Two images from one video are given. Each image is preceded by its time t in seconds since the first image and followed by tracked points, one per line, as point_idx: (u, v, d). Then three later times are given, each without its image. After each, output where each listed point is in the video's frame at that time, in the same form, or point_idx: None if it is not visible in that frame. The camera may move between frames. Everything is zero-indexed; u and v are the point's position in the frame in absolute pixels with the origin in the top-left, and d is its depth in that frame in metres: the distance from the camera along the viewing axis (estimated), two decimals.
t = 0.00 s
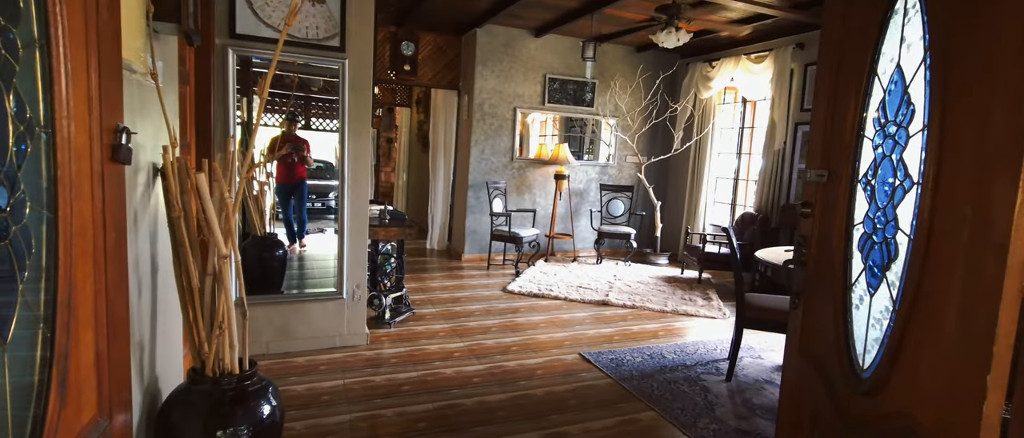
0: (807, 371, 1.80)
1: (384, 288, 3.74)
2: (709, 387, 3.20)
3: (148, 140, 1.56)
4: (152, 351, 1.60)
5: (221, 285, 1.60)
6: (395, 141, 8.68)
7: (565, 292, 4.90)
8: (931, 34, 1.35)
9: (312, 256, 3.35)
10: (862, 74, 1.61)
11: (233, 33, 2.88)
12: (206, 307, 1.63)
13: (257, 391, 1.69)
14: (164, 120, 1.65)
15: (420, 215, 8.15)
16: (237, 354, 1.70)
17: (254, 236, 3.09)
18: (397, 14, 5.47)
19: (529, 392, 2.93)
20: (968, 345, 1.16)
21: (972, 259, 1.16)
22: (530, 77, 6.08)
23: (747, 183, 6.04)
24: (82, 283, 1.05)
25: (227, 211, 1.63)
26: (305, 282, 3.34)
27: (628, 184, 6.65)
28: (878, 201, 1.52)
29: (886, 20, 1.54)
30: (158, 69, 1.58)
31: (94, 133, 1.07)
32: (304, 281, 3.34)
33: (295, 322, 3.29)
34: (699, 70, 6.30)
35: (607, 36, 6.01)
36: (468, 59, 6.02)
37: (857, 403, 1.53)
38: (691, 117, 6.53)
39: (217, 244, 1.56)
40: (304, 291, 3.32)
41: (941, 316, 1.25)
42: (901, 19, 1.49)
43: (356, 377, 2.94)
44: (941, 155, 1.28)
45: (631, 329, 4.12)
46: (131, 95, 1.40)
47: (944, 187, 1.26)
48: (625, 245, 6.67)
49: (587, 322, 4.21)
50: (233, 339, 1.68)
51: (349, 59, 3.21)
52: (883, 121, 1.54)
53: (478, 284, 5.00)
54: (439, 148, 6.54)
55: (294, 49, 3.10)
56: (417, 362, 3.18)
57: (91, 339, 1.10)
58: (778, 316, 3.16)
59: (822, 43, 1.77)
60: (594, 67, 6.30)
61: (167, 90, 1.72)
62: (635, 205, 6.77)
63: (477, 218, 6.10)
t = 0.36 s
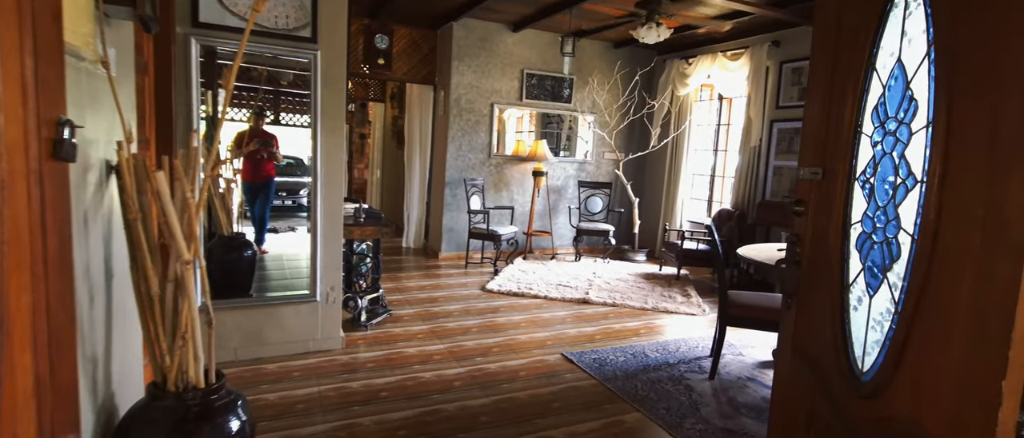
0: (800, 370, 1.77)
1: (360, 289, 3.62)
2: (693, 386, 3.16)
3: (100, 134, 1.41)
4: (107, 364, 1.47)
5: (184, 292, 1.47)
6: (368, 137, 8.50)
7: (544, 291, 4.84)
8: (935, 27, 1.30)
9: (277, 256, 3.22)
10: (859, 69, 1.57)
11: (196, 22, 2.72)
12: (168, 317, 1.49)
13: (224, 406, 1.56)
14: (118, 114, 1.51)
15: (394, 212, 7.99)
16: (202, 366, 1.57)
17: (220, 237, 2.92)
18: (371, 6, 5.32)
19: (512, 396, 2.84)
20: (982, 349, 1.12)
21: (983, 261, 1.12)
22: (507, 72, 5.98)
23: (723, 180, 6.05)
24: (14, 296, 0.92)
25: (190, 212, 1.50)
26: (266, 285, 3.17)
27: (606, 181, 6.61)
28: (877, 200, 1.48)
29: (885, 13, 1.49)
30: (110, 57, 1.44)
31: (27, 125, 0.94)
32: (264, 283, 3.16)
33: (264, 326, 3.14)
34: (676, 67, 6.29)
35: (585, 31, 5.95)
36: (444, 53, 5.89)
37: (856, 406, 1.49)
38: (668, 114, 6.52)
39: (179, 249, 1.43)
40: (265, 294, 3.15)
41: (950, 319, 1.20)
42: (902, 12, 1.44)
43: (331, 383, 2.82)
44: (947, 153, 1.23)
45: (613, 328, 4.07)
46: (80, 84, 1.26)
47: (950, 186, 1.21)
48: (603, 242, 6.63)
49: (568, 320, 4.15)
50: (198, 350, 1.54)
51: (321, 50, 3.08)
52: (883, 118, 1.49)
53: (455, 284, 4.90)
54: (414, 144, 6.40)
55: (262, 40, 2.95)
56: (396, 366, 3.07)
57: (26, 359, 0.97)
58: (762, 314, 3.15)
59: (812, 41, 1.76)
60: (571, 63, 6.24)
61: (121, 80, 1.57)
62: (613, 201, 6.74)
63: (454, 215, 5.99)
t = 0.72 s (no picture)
0: (800, 376, 1.71)
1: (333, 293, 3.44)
2: (679, 389, 3.08)
3: (32, 130, 1.25)
4: (42, 390, 1.30)
5: (131, 307, 1.31)
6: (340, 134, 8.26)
7: (524, 292, 4.72)
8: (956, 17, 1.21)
9: (243, 259, 3.02)
10: (868, 63, 1.49)
11: (150, 8, 2.52)
12: (114, 335, 1.34)
13: (181, 432, 1.40)
14: (52, 108, 1.34)
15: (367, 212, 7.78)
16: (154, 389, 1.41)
17: (183, 239, 2.79)
18: None
19: (494, 405, 2.72)
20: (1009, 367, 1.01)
21: (1011, 269, 1.02)
22: (484, 68, 5.84)
23: (701, 178, 6.01)
24: None
25: (138, 218, 1.34)
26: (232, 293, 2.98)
27: (584, 179, 6.53)
28: (889, 202, 1.40)
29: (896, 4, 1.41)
30: (42, 43, 1.27)
31: None
32: (230, 291, 2.97)
33: (231, 336, 2.96)
34: (654, 64, 6.22)
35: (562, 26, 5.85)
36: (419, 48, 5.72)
37: (865, 419, 1.40)
38: (646, 111, 6.46)
39: (126, 260, 1.28)
40: (231, 303, 2.96)
41: (973, 332, 1.10)
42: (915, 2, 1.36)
43: (302, 396, 2.65)
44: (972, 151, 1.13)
45: (595, 330, 3.98)
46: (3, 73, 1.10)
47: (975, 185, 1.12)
48: (581, 241, 6.55)
49: (549, 323, 4.04)
50: (150, 371, 1.39)
51: (289, 41, 2.90)
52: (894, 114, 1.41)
53: (432, 285, 4.75)
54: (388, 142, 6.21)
55: (224, 29, 2.76)
56: (371, 376, 2.92)
57: None
58: (745, 314, 3.10)
59: (812, 38, 1.73)
60: (549, 60, 6.13)
61: (57, 70, 1.40)
62: (591, 200, 6.66)
63: (430, 215, 5.83)
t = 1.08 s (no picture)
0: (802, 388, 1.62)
1: (307, 298, 3.28)
2: (666, 393, 3.02)
3: None
4: None
5: (75, 325, 1.27)
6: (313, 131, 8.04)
7: (505, 293, 4.61)
8: (971, 10, 1.16)
9: (212, 262, 2.87)
10: (872, 57, 1.42)
11: None
12: (57, 355, 1.29)
13: None
14: None
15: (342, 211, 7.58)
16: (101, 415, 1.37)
17: (144, 242, 2.66)
18: None
19: (478, 414, 2.61)
20: None
21: None
22: (462, 64, 5.71)
23: (680, 176, 5.97)
24: None
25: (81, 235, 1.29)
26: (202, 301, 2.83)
27: (564, 177, 6.45)
28: (896, 203, 1.38)
29: None
30: None
31: None
32: (200, 299, 2.82)
33: (201, 345, 2.80)
34: (633, 62, 6.15)
35: (542, 22, 5.76)
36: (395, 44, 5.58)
37: (872, 431, 1.37)
38: (626, 109, 6.40)
39: (66, 277, 1.23)
40: (201, 310, 2.81)
41: (997, 342, 1.05)
42: None
43: (274, 410, 2.51)
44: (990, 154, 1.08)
45: (579, 332, 3.89)
46: None
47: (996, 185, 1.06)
48: (561, 240, 6.47)
49: (531, 325, 3.94)
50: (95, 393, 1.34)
51: (257, 34, 2.74)
52: (902, 113, 1.37)
53: (411, 288, 4.61)
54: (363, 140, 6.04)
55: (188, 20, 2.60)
56: (348, 386, 2.78)
57: None
58: (729, 315, 3.06)
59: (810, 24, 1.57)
60: (528, 57, 6.03)
61: None
62: (572, 198, 6.59)
63: (408, 215, 5.69)
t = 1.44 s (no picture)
0: (804, 395, 1.56)
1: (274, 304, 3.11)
2: (652, 395, 2.95)
3: None
4: None
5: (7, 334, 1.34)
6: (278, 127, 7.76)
7: (482, 294, 4.49)
8: None
9: (170, 266, 2.67)
10: (884, 46, 1.34)
11: None
12: None
13: None
14: None
15: (310, 210, 7.33)
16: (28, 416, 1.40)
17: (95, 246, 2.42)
18: None
19: (459, 424, 2.48)
20: None
21: None
22: (435, 58, 5.55)
23: (657, 173, 5.92)
24: None
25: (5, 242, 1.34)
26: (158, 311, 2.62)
27: (539, 174, 6.34)
28: (912, 203, 1.33)
29: None
30: None
31: None
32: (155, 308, 2.61)
33: (155, 357, 2.60)
34: (609, 58, 6.08)
35: (518, 15, 5.63)
36: (364, 36, 5.38)
37: None
38: (601, 105, 6.32)
39: None
40: (157, 321, 2.60)
41: None
42: None
43: (238, 427, 2.34)
44: None
45: (559, 333, 3.80)
46: None
47: None
48: (538, 238, 6.37)
49: (510, 327, 3.83)
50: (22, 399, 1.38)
51: (216, 21, 2.55)
52: (918, 106, 1.31)
53: (384, 290, 4.44)
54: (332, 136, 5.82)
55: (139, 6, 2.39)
56: (319, 397, 2.62)
57: None
58: (715, 315, 3.04)
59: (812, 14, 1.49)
60: (502, 51, 5.90)
61: None
62: (548, 196, 6.49)
63: (380, 214, 5.50)
